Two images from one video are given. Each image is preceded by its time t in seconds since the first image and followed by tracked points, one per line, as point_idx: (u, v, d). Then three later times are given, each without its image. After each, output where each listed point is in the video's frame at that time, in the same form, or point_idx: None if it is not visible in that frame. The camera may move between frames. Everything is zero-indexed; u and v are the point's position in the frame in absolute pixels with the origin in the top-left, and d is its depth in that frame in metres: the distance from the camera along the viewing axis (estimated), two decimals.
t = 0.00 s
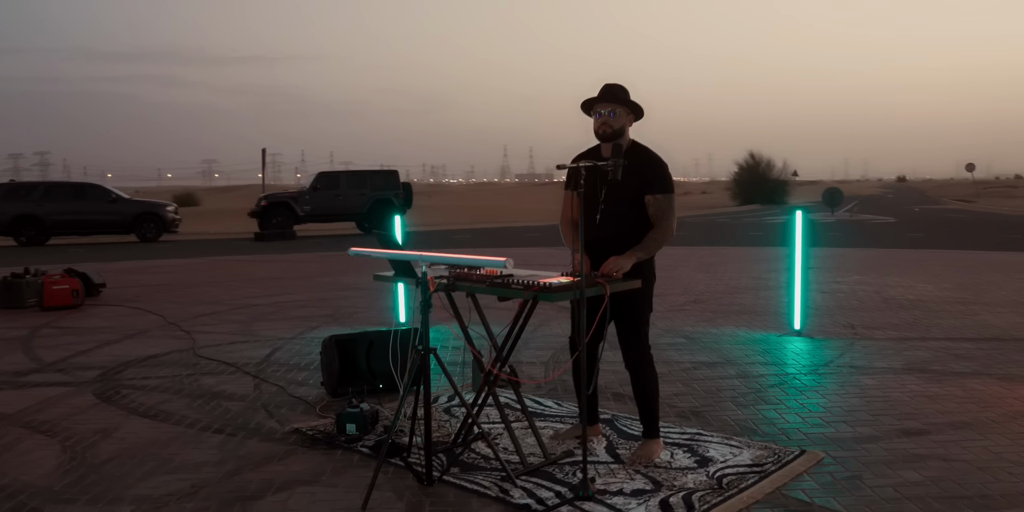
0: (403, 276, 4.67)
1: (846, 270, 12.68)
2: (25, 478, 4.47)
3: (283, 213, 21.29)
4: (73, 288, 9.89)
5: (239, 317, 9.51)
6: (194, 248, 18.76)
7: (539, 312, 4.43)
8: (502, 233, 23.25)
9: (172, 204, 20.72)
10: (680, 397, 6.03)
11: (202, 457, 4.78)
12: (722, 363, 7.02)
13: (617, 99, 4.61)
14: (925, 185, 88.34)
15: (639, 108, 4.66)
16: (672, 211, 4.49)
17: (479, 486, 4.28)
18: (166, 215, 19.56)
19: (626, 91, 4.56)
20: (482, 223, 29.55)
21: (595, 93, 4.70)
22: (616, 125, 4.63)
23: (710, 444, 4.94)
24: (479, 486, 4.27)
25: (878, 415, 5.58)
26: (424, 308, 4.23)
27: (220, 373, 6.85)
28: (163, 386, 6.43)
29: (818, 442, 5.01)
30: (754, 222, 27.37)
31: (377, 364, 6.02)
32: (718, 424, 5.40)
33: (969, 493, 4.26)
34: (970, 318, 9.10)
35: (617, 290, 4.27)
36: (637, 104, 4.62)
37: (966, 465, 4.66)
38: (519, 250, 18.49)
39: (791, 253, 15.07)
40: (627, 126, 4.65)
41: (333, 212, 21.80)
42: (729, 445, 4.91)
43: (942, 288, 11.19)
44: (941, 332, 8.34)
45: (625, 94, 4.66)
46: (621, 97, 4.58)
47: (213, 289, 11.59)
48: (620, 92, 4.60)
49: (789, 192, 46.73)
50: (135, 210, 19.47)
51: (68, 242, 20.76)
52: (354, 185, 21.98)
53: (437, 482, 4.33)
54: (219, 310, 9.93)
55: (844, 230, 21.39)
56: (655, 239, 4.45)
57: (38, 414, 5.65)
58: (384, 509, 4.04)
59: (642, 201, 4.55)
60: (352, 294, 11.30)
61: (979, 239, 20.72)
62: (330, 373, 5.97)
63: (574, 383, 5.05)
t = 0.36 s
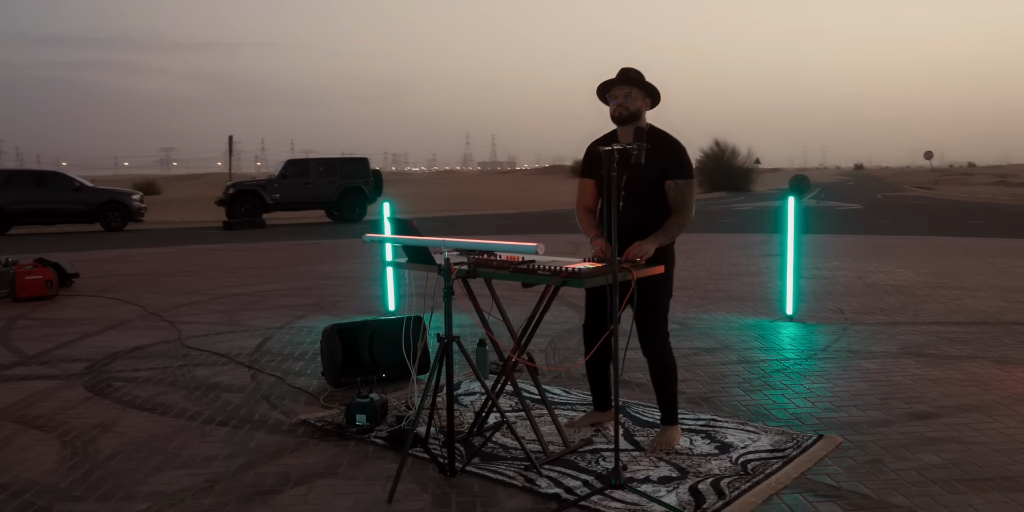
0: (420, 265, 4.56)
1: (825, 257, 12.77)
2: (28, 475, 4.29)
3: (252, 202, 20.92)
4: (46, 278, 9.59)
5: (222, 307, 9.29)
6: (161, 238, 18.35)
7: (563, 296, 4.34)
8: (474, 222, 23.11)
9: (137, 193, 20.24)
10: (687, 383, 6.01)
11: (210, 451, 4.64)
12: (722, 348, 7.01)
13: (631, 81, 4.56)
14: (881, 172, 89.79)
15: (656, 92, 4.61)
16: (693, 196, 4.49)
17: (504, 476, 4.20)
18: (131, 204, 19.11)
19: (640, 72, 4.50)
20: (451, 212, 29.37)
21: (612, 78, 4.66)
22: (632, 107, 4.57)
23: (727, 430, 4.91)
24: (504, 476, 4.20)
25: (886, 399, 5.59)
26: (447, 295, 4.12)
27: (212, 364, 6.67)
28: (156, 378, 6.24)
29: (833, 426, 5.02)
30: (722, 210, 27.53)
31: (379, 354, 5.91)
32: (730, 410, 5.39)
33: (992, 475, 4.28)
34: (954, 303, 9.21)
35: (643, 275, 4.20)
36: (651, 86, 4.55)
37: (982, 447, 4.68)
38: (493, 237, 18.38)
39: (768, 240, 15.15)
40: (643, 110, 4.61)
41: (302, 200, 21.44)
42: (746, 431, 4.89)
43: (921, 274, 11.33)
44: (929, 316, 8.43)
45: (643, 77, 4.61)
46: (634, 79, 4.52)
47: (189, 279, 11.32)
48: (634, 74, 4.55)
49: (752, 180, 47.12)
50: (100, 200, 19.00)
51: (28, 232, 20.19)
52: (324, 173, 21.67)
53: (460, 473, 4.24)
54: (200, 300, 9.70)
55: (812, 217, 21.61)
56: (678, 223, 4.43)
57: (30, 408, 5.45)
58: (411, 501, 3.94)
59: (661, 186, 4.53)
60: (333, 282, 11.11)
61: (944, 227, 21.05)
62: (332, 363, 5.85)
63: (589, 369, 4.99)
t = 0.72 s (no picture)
0: (436, 259, 4.40)
1: (799, 248, 12.84)
2: (19, 482, 4.06)
3: (215, 193, 20.47)
4: (11, 272, 9.22)
5: (197, 301, 9.01)
6: (121, 229, 17.85)
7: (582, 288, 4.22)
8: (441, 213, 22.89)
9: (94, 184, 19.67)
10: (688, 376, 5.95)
11: (210, 453, 4.44)
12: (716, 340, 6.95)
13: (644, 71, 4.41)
14: (835, 163, 91.17)
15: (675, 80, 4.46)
16: (715, 184, 4.39)
17: (523, 475, 4.07)
18: (90, 194, 18.57)
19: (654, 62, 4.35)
20: (416, 203, 29.11)
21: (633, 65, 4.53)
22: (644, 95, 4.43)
23: (739, 423, 4.84)
24: (523, 475, 4.07)
25: (890, 389, 5.58)
26: (463, 289, 4.00)
27: (197, 361, 6.43)
28: (139, 376, 5.99)
29: (844, 418, 4.98)
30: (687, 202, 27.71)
31: (377, 349, 5.74)
32: (738, 403, 5.33)
33: (1010, 466, 4.26)
34: (935, 293, 9.29)
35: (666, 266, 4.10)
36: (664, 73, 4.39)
37: (994, 438, 4.67)
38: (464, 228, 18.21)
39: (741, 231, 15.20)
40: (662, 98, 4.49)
41: (266, 191, 21.02)
42: (758, 424, 4.83)
43: (896, 264, 11.43)
44: (913, 306, 8.48)
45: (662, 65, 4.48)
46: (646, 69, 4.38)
47: (158, 272, 10.98)
48: (647, 63, 4.40)
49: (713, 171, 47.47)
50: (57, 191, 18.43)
51: None
52: (288, 163, 21.26)
53: (476, 472, 4.11)
54: (174, 293, 9.40)
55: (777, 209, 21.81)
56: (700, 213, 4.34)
57: (10, 410, 5.18)
58: (430, 502, 3.79)
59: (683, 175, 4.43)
60: (308, 275, 10.87)
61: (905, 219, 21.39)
62: (327, 360, 5.66)
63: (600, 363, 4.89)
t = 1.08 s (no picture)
0: (435, 262, 4.21)
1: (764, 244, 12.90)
2: None
3: (166, 191, 19.92)
4: None
5: (159, 304, 8.67)
6: (70, 230, 17.23)
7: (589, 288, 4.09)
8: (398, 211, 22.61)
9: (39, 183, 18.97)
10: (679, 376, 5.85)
11: (196, 468, 4.19)
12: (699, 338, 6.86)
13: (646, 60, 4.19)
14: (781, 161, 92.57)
15: (673, 74, 4.28)
16: (712, 182, 4.24)
17: (531, 485, 3.91)
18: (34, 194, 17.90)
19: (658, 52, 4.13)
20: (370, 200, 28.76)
21: (630, 56, 4.32)
22: (645, 87, 4.21)
23: (741, 425, 4.75)
24: (530, 485, 3.91)
25: (883, 387, 5.55)
26: (469, 292, 3.83)
27: (167, 369, 6.14)
28: (108, 385, 5.70)
29: (843, 418, 4.92)
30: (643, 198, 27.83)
31: (361, 353, 5.55)
32: (734, 403, 5.24)
33: (1016, 465, 4.24)
34: (905, 288, 9.37)
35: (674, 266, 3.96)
36: (668, 65, 4.21)
37: (995, 435, 4.65)
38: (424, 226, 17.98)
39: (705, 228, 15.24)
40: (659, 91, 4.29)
41: (219, 190, 20.51)
42: (760, 425, 4.74)
43: (861, 260, 11.53)
44: (887, 302, 8.53)
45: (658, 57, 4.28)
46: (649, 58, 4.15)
47: (115, 274, 10.58)
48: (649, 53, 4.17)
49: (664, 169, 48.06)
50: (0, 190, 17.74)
51: None
52: (241, 160, 20.76)
53: (481, 483, 3.94)
54: (135, 296, 9.04)
55: (733, 205, 22.01)
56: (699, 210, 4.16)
57: None
58: None
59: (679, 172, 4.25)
60: (271, 276, 10.55)
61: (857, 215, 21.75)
62: (309, 365, 5.43)
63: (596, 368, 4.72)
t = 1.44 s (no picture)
0: (428, 262, 4.10)
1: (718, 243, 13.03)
2: None
3: (104, 192, 19.27)
4: None
5: (112, 309, 8.35)
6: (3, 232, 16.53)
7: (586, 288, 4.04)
8: (344, 211, 22.27)
9: None
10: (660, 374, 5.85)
11: (181, 480, 4.02)
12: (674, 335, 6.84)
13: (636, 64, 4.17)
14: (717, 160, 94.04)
15: (667, 71, 4.29)
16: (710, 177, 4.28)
17: (534, 489, 3.84)
18: None
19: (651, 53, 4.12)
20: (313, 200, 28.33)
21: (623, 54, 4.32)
22: (640, 86, 4.21)
23: (732, 422, 4.75)
24: (533, 489, 3.83)
25: (862, 382, 5.62)
26: (471, 292, 3.72)
27: (132, 376, 5.89)
28: (71, 395, 5.44)
29: (829, 413, 4.96)
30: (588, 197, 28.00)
31: (339, 357, 5.42)
32: (719, 400, 5.25)
33: (1004, 457, 4.32)
34: (862, 284, 9.55)
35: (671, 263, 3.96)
36: (662, 64, 4.20)
37: (978, 427, 4.74)
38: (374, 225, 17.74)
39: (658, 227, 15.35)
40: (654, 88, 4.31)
41: (160, 190, 19.92)
42: (751, 423, 4.75)
43: (814, 257, 11.75)
44: (848, 298, 8.68)
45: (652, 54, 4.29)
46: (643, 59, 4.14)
47: (60, 277, 10.16)
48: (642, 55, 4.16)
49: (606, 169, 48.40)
50: None
51: None
52: (183, 160, 20.21)
53: (482, 488, 3.85)
54: (85, 301, 8.69)
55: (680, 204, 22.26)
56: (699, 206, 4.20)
57: None
58: None
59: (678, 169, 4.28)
60: (225, 278, 10.26)
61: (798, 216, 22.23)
62: (286, 369, 5.28)
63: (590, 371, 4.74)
